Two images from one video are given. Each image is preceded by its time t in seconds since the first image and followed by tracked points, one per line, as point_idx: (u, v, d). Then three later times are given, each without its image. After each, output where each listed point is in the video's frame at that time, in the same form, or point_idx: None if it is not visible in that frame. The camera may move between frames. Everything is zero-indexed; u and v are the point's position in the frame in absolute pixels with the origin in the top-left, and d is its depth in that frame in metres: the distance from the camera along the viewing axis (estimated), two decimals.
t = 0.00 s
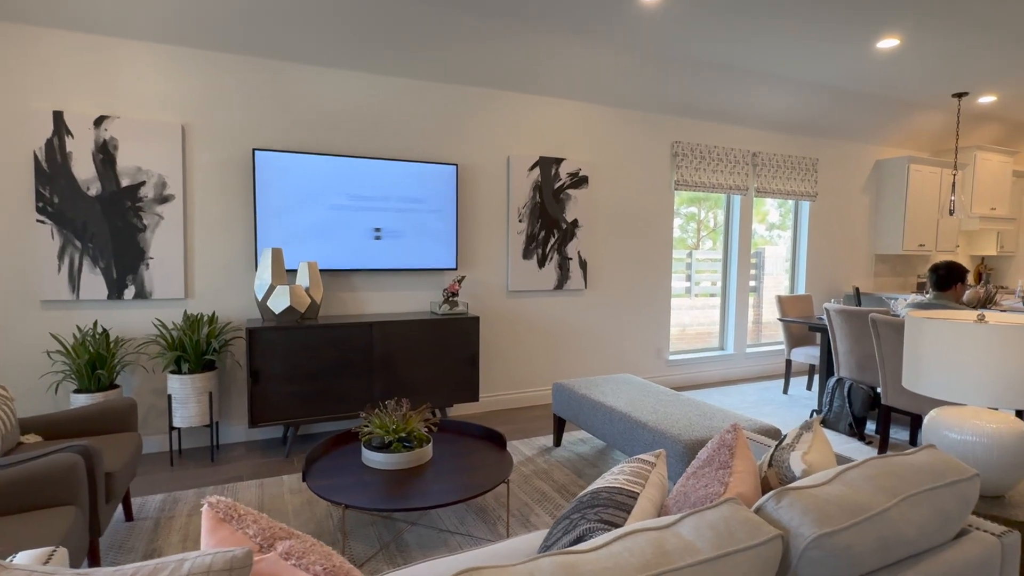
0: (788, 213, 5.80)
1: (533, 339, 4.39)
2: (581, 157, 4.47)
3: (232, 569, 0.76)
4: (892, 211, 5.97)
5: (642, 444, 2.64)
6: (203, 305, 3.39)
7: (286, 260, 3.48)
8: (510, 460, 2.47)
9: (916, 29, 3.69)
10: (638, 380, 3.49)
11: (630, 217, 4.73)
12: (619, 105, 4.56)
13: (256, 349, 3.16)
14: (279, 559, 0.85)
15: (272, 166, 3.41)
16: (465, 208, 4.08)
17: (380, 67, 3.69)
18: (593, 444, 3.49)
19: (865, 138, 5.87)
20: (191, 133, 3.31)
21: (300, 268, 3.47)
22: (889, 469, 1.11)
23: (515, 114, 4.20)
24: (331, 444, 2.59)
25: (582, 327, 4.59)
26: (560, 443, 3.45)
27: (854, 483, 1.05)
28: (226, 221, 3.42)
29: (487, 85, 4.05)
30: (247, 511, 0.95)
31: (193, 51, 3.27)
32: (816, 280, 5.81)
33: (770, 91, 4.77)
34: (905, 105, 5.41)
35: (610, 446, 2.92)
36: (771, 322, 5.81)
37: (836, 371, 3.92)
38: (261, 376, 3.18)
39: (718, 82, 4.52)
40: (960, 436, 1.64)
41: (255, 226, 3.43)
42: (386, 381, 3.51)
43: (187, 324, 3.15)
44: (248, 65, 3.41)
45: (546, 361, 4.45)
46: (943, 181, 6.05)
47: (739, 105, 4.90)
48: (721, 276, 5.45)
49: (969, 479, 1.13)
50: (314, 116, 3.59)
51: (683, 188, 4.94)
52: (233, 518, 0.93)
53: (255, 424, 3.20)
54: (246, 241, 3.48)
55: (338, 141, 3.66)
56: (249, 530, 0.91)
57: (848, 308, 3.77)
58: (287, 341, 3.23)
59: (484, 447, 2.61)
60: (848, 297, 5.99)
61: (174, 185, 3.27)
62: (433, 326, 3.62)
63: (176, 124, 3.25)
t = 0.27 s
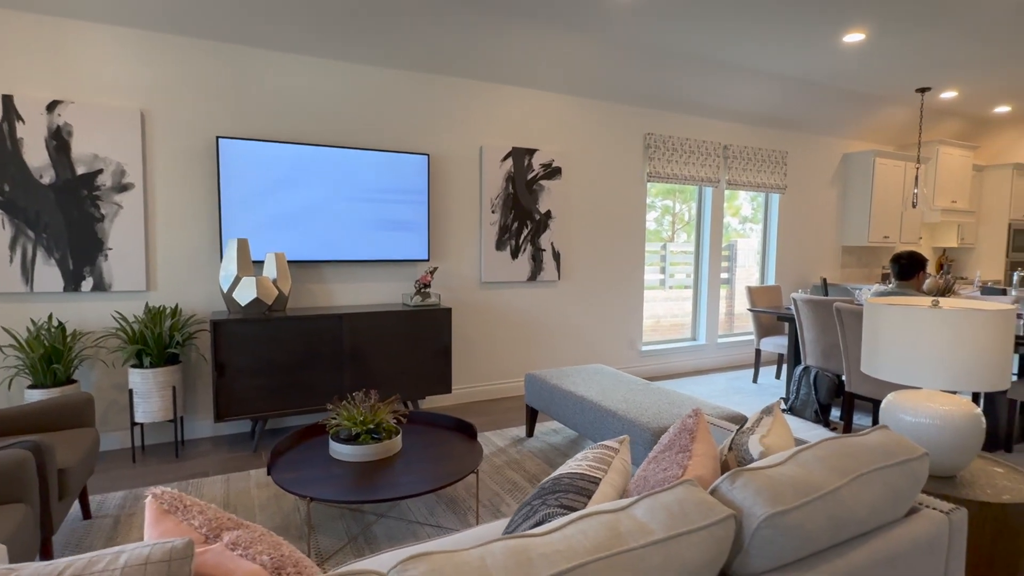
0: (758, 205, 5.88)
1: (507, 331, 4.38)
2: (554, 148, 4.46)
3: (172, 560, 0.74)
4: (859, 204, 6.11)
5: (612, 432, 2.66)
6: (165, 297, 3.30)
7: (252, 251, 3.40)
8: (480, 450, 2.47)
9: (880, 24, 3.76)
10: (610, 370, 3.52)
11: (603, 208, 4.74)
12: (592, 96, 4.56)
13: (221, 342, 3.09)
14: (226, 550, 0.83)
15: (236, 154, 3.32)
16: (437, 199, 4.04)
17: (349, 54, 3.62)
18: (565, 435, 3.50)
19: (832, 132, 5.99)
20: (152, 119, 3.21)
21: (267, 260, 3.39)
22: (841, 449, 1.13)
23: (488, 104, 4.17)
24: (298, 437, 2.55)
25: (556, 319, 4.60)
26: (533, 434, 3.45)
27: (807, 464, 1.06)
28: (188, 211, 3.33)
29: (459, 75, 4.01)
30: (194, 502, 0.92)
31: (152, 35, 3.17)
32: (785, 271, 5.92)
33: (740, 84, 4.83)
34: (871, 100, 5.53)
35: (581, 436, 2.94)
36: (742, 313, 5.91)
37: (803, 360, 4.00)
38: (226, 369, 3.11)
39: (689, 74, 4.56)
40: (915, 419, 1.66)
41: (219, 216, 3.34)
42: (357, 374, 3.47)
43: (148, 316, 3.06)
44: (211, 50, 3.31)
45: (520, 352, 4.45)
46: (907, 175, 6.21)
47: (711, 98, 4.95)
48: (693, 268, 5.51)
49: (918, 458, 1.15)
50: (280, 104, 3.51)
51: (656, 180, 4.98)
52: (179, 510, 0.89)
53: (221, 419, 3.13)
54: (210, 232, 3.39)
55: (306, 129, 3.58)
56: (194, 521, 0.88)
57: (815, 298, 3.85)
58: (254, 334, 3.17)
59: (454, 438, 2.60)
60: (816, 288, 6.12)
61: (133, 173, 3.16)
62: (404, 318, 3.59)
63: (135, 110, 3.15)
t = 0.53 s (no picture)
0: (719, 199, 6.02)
1: (473, 323, 4.38)
2: (519, 140, 4.47)
3: (115, 551, 0.72)
4: (814, 197, 6.31)
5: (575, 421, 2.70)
6: (116, 291, 3.18)
7: (209, 243, 3.31)
8: (444, 442, 2.47)
9: (832, 23, 3.89)
10: (574, 360, 3.56)
11: (568, 201, 4.78)
12: (556, 89, 4.58)
13: (177, 336, 3.00)
14: (173, 541, 0.81)
15: (191, 143, 3.22)
16: (401, 190, 4.00)
17: (308, 41, 3.54)
18: (531, 425, 3.53)
19: (789, 128, 6.17)
20: (99, 106, 3.08)
21: (225, 252, 3.31)
22: (786, 429, 1.18)
23: (452, 95, 4.14)
24: (258, 432, 2.50)
25: (522, 311, 4.62)
26: (499, 425, 3.47)
27: (753, 443, 1.11)
28: (141, 201, 3.22)
29: (422, 65, 3.97)
30: (140, 494, 0.90)
31: (98, 18, 3.04)
32: (745, 263, 6.08)
33: (701, 79, 4.93)
34: (825, 97, 5.72)
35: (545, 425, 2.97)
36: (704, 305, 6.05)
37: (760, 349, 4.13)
38: (183, 365, 3.03)
39: (651, 69, 4.63)
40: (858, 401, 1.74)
41: (174, 207, 3.24)
42: (320, 367, 3.42)
43: (98, 311, 2.94)
44: (162, 35, 3.19)
45: (486, 345, 4.46)
46: (859, 170, 6.45)
47: (672, 92, 5.04)
48: (657, 260, 5.61)
49: (856, 436, 1.21)
50: (238, 91, 3.42)
51: (620, 173, 5.04)
52: (125, 502, 0.87)
53: (178, 415, 3.05)
54: (164, 223, 3.28)
55: (264, 119, 3.50)
56: (140, 513, 0.86)
57: (771, 288, 3.97)
58: (212, 328, 3.09)
59: (418, 430, 2.59)
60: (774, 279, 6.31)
61: (80, 161, 3.03)
62: (368, 311, 3.55)
63: (82, 96, 3.02)
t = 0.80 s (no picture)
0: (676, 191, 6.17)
1: (435, 314, 4.38)
2: (479, 131, 4.47)
3: (63, 528, 0.72)
4: (766, 191, 6.55)
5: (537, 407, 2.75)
6: (59, 283, 3.05)
7: (159, 233, 3.20)
8: (405, 430, 2.47)
9: (781, 21, 4.03)
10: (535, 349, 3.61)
11: (529, 192, 4.82)
12: (516, 80, 4.60)
13: (125, 329, 2.90)
14: (124, 519, 0.81)
15: (138, 129, 3.11)
16: (360, 180, 3.96)
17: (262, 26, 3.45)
18: (493, 413, 3.57)
19: (742, 123, 6.37)
20: (37, 89, 2.94)
21: (177, 242, 3.21)
22: (729, 401, 1.24)
23: (411, 84, 4.11)
24: (213, 425, 2.45)
25: (483, 301, 4.65)
26: (461, 414, 3.49)
27: (698, 413, 1.17)
28: (85, 189, 3.08)
29: (381, 53, 3.92)
30: (88, 475, 0.89)
31: None
32: (701, 254, 6.26)
33: (657, 73, 5.04)
34: (776, 93, 5.93)
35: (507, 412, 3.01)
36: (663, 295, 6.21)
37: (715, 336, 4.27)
38: (132, 358, 2.93)
39: (610, 62, 4.70)
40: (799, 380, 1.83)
41: (121, 195, 3.12)
42: (278, 359, 3.37)
43: (39, 304, 2.82)
44: (104, 15, 3.06)
45: (448, 335, 4.47)
46: (808, 165, 6.73)
47: (630, 85, 5.13)
48: (617, 252, 5.72)
49: (794, 406, 1.29)
50: (189, 76, 3.31)
51: (580, 165, 5.12)
52: (73, 483, 0.86)
53: (128, 411, 2.95)
54: (110, 212, 3.16)
55: (216, 105, 3.40)
56: (89, 493, 0.85)
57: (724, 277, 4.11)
58: (163, 320, 3.00)
59: (379, 419, 2.59)
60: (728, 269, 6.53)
61: (17, 147, 2.89)
62: (328, 302, 3.51)
63: (17, 78, 2.87)
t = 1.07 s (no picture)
0: (631, 185, 6.33)
1: (394, 306, 4.38)
2: (437, 123, 4.48)
3: (31, 505, 0.72)
4: (715, 185, 6.80)
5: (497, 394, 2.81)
6: None
7: (104, 224, 3.09)
8: (366, 419, 2.48)
9: (728, 21, 4.20)
10: (496, 339, 3.66)
11: (488, 184, 4.86)
12: (474, 73, 4.63)
13: (69, 324, 2.79)
14: (92, 497, 0.82)
15: (80, 115, 2.98)
16: (316, 171, 3.90)
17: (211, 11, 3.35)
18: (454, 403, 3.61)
19: (693, 119, 6.59)
20: None
21: (124, 233, 3.10)
22: (677, 376, 1.33)
23: (368, 75, 4.08)
24: (167, 419, 2.40)
25: (443, 293, 4.67)
26: (422, 405, 3.51)
27: (649, 388, 1.25)
28: (21, 178, 2.94)
29: (336, 43, 3.87)
30: (51, 458, 0.89)
31: None
32: (655, 246, 6.46)
33: (612, 68, 5.16)
34: (724, 91, 6.16)
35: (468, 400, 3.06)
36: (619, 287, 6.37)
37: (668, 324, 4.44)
38: (78, 354, 2.82)
39: (566, 57, 4.79)
40: (744, 359, 1.94)
41: (62, 185, 2.99)
42: (233, 353, 3.30)
43: None
44: None
45: (408, 327, 4.47)
46: (755, 160, 7.02)
47: (586, 80, 5.24)
48: (574, 244, 5.83)
49: (738, 380, 1.39)
50: (134, 61, 3.19)
51: (538, 158, 5.19)
52: (36, 466, 0.86)
53: (73, 408, 2.84)
54: (50, 202, 3.02)
55: (164, 91, 3.29)
56: (53, 474, 0.85)
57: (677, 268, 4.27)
58: (110, 314, 2.90)
59: (340, 409, 2.59)
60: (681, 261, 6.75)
61: None
62: (284, 294, 3.46)
63: None
